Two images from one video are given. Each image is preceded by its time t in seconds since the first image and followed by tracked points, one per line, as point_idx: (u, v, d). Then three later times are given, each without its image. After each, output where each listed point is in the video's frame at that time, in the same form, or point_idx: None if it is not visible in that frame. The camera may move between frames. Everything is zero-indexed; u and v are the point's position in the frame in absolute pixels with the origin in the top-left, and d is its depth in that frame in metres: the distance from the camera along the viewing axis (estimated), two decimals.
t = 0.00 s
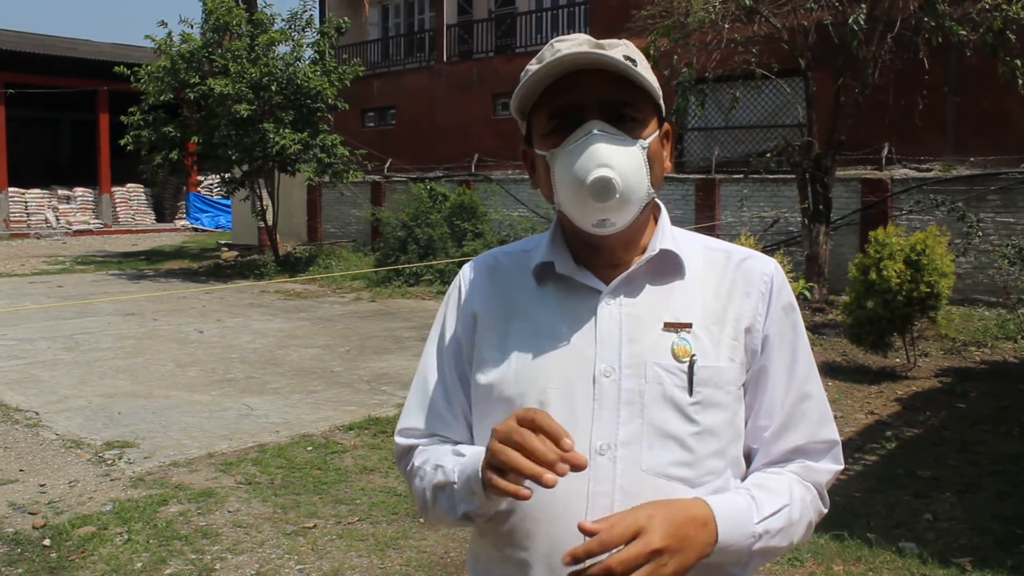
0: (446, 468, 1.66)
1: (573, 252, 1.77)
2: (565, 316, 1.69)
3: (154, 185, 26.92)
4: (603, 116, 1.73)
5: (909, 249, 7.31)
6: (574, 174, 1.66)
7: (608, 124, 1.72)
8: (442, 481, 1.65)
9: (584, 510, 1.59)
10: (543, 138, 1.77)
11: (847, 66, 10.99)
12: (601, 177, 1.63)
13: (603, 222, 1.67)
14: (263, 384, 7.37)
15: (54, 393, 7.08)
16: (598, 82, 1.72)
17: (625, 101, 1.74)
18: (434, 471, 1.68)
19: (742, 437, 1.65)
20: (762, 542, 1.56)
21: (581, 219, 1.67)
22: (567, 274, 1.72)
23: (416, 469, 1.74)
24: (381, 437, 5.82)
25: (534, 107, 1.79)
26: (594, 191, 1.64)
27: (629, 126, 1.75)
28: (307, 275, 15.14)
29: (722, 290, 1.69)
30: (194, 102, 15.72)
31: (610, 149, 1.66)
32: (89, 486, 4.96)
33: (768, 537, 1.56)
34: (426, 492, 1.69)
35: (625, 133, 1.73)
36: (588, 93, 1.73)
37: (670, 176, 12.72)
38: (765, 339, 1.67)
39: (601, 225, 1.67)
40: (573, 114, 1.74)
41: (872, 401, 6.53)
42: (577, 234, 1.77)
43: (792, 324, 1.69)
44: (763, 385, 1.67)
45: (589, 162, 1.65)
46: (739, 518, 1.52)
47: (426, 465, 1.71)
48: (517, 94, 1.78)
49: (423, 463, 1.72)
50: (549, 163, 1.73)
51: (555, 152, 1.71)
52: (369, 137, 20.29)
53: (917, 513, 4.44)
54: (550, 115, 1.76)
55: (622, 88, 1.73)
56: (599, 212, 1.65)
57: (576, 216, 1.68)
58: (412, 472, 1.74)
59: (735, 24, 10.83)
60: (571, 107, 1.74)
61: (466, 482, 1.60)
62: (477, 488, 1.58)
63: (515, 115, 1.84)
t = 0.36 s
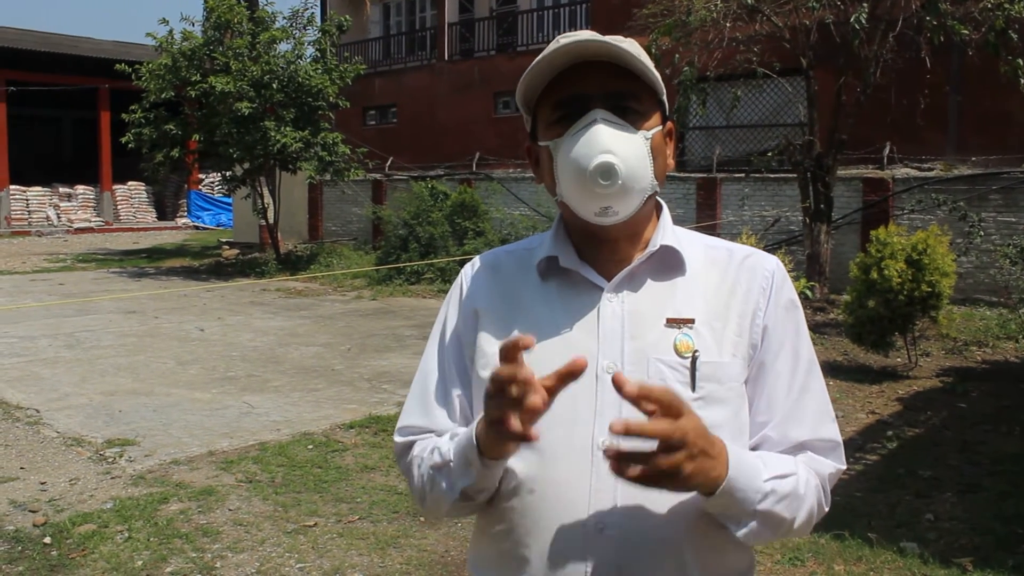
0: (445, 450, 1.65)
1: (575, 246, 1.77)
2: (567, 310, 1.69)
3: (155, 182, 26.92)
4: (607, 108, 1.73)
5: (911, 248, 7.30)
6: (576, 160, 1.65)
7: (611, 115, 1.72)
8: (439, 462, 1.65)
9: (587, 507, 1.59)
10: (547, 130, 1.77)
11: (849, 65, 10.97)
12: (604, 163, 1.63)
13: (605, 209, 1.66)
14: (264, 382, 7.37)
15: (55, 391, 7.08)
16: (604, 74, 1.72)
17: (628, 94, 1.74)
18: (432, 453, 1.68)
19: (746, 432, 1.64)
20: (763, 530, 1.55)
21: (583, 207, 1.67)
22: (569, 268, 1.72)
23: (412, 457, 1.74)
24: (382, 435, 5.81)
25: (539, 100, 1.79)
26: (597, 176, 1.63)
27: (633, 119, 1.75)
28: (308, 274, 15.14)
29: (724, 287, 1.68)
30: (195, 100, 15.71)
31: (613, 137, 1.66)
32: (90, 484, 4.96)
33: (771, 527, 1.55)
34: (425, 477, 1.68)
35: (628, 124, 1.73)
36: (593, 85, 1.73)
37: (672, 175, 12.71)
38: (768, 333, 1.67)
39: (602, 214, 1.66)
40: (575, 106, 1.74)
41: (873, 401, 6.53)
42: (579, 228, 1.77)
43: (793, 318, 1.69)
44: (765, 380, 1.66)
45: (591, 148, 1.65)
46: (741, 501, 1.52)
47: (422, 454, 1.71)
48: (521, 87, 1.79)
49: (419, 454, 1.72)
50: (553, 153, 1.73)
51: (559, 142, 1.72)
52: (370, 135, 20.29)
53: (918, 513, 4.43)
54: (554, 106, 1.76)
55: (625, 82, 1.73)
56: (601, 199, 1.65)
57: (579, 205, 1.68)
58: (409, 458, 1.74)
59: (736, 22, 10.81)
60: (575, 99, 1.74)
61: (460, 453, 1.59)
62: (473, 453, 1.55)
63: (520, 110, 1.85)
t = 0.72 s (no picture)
0: (451, 468, 1.66)
1: (577, 245, 1.77)
2: (568, 309, 1.68)
3: (158, 179, 26.92)
4: (609, 104, 1.73)
5: (915, 246, 7.29)
6: (576, 160, 1.65)
7: (613, 112, 1.71)
8: (447, 482, 1.67)
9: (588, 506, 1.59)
10: (548, 129, 1.77)
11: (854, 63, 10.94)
12: (604, 161, 1.62)
13: (606, 209, 1.66)
14: (267, 379, 7.37)
15: (58, 387, 7.09)
16: (606, 71, 1.72)
17: (630, 91, 1.73)
18: (437, 471, 1.69)
19: (747, 432, 1.64)
20: (763, 528, 1.55)
21: (584, 206, 1.67)
22: (572, 266, 1.71)
23: (421, 457, 1.76)
24: (384, 432, 5.82)
25: (541, 97, 1.79)
26: (596, 176, 1.63)
27: (635, 116, 1.74)
28: (311, 270, 15.14)
29: (726, 286, 1.68)
30: (198, 97, 15.70)
31: (614, 136, 1.65)
32: (92, 480, 4.97)
33: (771, 525, 1.56)
34: (430, 491, 1.70)
35: (630, 122, 1.72)
36: (594, 82, 1.73)
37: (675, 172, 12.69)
38: (769, 332, 1.66)
39: (604, 213, 1.66)
40: (577, 103, 1.73)
41: (876, 399, 6.52)
42: (581, 225, 1.77)
43: (795, 316, 1.69)
44: (766, 379, 1.66)
45: (591, 146, 1.64)
46: (741, 498, 1.52)
47: (430, 458, 1.73)
48: (523, 83, 1.78)
49: (425, 460, 1.73)
50: (554, 151, 1.73)
51: (560, 140, 1.71)
52: (373, 133, 20.29)
53: (921, 512, 4.43)
54: (556, 103, 1.76)
55: (626, 79, 1.73)
56: (602, 199, 1.65)
57: (579, 204, 1.67)
58: (417, 459, 1.77)
59: (741, 20, 10.78)
60: (577, 96, 1.73)
61: (471, 478, 1.61)
62: (484, 482, 1.58)
63: (522, 107, 1.84)
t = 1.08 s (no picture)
0: (451, 481, 1.66)
1: (575, 245, 1.77)
2: (566, 309, 1.68)
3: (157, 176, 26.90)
4: (607, 105, 1.73)
5: (913, 246, 7.29)
6: (575, 160, 1.65)
7: (611, 113, 1.71)
8: (448, 494, 1.67)
9: (584, 505, 1.59)
10: (547, 128, 1.77)
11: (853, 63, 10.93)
12: (602, 161, 1.62)
13: (604, 209, 1.66)
14: (265, 377, 7.37)
15: (56, 385, 7.09)
16: (604, 72, 1.72)
17: (629, 92, 1.73)
18: (437, 482, 1.69)
19: (742, 433, 1.64)
20: (757, 530, 1.55)
21: (583, 207, 1.67)
22: (569, 265, 1.71)
23: (419, 459, 1.76)
24: (382, 431, 5.81)
25: (540, 96, 1.79)
26: (594, 178, 1.63)
27: (633, 117, 1.74)
28: (309, 268, 15.14)
29: (723, 287, 1.68)
30: (197, 94, 15.69)
31: (613, 138, 1.65)
32: (90, 477, 4.97)
33: (764, 526, 1.56)
34: (431, 501, 1.71)
35: (629, 124, 1.72)
36: (593, 82, 1.73)
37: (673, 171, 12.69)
38: (765, 333, 1.66)
39: (602, 214, 1.66)
40: (577, 105, 1.74)
41: (874, 399, 6.53)
42: (579, 225, 1.76)
43: (792, 318, 1.68)
44: (762, 381, 1.66)
45: (590, 147, 1.64)
46: (735, 500, 1.52)
47: (429, 461, 1.73)
48: (523, 83, 1.78)
49: (424, 465, 1.74)
50: (552, 151, 1.72)
51: (559, 140, 1.71)
52: (372, 131, 20.29)
53: (918, 511, 4.43)
54: (555, 103, 1.75)
55: (625, 80, 1.72)
56: (600, 199, 1.64)
57: (576, 203, 1.67)
58: (415, 462, 1.77)
59: (740, 19, 10.76)
60: (576, 97, 1.73)
61: (474, 494, 1.62)
62: (489, 498, 1.59)
63: (522, 106, 1.84)
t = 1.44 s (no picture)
0: (449, 482, 1.67)
1: (573, 247, 1.77)
2: (565, 310, 1.69)
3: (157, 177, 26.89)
4: (604, 106, 1.73)
5: (912, 248, 7.30)
6: (572, 163, 1.65)
7: (609, 115, 1.72)
8: (446, 495, 1.67)
9: (583, 505, 1.59)
10: (545, 130, 1.77)
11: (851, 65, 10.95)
12: (600, 164, 1.63)
13: (602, 211, 1.66)
14: (264, 378, 7.37)
15: (55, 385, 7.09)
16: (601, 72, 1.72)
17: (627, 93, 1.73)
18: (435, 484, 1.69)
19: (739, 433, 1.64)
20: (754, 530, 1.56)
21: (580, 209, 1.67)
22: (568, 267, 1.72)
23: (419, 459, 1.77)
24: (381, 432, 5.81)
25: (538, 97, 1.79)
26: (592, 179, 1.63)
27: (630, 120, 1.74)
28: (309, 270, 15.14)
29: (720, 289, 1.68)
30: (197, 95, 15.69)
31: (611, 141, 1.66)
32: (89, 478, 4.97)
33: (762, 526, 1.56)
34: (430, 502, 1.71)
35: (627, 126, 1.72)
36: (590, 84, 1.73)
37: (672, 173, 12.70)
38: (762, 334, 1.67)
39: (599, 215, 1.67)
40: (575, 106, 1.74)
41: (873, 400, 6.53)
42: (577, 225, 1.77)
43: (789, 319, 1.69)
44: (759, 381, 1.66)
45: (588, 149, 1.65)
46: (732, 502, 1.53)
47: (427, 462, 1.73)
48: (521, 84, 1.79)
49: (423, 465, 1.74)
50: (550, 152, 1.73)
51: (557, 142, 1.71)
52: (371, 132, 20.30)
53: (917, 512, 4.44)
54: (553, 105, 1.76)
55: (622, 81, 1.73)
56: (598, 202, 1.65)
57: (575, 206, 1.67)
58: (414, 462, 1.77)
59: (739, 21, 10.76)
60: (573, 99, 1.74)
61: (472, 495, 1.62)
62: (486, 500, 1.60)
63: (520, 107, 1.84)
